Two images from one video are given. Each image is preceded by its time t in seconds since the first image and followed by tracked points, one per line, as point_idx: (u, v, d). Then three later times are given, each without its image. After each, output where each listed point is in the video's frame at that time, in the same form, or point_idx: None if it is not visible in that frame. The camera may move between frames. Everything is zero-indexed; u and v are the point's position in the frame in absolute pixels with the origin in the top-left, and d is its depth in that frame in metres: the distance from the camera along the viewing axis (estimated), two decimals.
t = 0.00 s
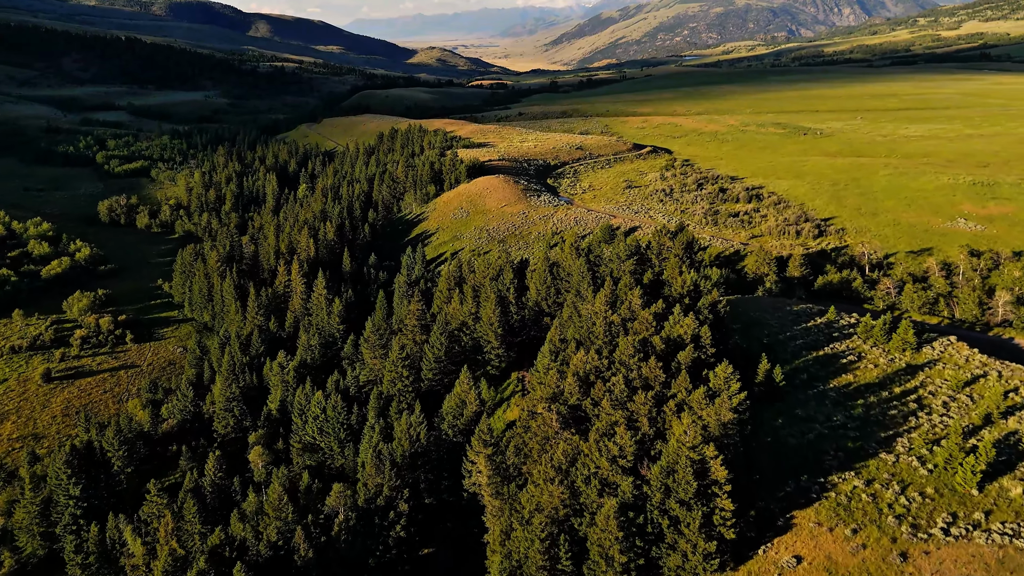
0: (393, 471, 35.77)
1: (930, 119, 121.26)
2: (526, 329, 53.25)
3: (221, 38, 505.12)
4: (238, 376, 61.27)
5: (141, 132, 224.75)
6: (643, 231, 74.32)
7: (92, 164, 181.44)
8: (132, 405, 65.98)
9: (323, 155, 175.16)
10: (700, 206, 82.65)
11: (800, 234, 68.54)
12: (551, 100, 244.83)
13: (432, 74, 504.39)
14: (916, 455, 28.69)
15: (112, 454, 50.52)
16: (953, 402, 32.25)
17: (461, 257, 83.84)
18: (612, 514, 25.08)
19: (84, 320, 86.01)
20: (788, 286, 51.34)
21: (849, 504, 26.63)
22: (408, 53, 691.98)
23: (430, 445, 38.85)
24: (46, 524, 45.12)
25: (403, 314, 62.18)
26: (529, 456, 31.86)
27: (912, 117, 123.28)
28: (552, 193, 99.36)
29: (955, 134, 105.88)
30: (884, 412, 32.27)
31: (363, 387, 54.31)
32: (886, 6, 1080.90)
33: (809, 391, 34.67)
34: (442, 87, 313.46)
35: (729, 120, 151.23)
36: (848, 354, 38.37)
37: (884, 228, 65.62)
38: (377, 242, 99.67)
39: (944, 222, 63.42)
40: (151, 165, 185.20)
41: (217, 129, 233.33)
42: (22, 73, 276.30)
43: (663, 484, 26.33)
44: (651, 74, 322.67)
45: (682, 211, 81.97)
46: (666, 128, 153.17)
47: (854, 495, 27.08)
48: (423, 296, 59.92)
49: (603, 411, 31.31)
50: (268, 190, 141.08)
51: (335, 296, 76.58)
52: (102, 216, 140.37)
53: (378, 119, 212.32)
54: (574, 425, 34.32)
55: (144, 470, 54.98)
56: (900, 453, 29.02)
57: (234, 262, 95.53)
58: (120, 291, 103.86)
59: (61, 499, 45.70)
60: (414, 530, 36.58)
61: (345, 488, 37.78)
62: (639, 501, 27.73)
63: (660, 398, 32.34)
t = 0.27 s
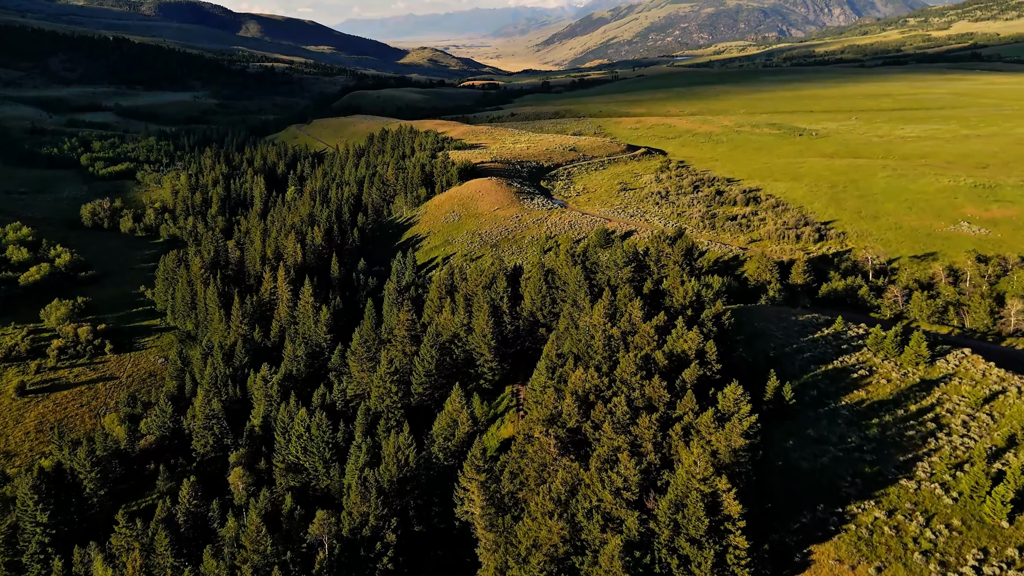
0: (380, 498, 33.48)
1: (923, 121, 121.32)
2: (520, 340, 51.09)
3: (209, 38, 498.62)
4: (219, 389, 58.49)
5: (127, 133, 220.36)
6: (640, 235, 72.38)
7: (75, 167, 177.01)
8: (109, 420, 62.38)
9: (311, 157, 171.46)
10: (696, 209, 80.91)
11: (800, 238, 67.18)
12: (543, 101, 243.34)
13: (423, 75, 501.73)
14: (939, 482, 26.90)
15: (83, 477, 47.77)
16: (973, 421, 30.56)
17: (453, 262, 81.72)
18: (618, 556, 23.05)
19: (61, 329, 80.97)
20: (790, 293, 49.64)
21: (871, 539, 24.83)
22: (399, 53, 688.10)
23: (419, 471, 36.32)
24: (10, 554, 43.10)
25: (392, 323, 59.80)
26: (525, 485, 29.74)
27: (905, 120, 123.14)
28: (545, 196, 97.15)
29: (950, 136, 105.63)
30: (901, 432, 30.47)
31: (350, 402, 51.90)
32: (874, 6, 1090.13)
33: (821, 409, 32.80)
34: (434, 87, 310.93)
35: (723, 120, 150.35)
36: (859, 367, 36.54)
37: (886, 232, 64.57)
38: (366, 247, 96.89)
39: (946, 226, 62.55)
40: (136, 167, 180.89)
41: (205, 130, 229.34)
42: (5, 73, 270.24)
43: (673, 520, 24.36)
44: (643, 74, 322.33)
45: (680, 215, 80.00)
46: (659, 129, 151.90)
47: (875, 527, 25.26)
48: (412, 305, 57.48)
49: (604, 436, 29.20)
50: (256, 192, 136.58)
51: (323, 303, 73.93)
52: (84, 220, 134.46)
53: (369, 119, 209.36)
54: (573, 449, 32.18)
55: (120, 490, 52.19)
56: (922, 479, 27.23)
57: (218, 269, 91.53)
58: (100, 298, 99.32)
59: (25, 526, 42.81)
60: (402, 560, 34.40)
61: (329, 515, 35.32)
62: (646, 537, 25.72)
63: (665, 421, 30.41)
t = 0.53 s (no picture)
0: (366, 529, 31.61)
1: (919, 125, 121.09)
2: (514, 351, 49.01)
3: (198, 37, 492.83)
4: (201, 402, 55.82)
5: (114, 134, 216.44)
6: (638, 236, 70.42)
7: (59, 168, 173.12)
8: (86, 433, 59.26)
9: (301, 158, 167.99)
10: (694, 212, 79.47)
11: (801, 242, 65.89)
12: (537, 101, 241.91)
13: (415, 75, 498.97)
14: (965, 511, 25.17)
15: (54, 499, 44.87)
16: (995, 442, 28.92)
17: (445, 267, 79.62)
18: None
19: (38, 338, 76.99)
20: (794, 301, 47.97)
21: None
22: (391, 53, 684.17)
23: (405, 497, 34.27)
24: None
25: (382, 332, 57.62)
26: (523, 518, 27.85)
27: (900, 122, 123.12)
28: (539, 199, 94.95)
29: (946, 137, 105.50)
30: (920, 454, 28.78)
31: (337, 417, 49.44)
32: (865, 6, 1097.45)
33: (835, 428, 31.08)
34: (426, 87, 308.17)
35: (718, 121, 149.67)
36: (872, 382, 34.83)
37: (888, 235, 63.48)
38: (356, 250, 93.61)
39: (949, 230, 61.63)
40: (122, 168, 176.82)
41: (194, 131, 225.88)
42: None
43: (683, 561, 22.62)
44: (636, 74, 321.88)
45: (677, 219, 78.44)
46: (654, 129, 150.51)
47: (899, 563, 23.55)
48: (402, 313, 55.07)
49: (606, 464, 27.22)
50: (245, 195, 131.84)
51: (311, 311, 71.38)
52: (67, 224, 129.31)
53: (360, 120, 206.72)
54: (574, 477, 30.16)
55: (95, 511, 49.24)
56: (945, 507, 25.53)
57: (203, 274, 87.64)
58: (81, 306, 94.97)
59: None
60: None
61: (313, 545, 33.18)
62: None
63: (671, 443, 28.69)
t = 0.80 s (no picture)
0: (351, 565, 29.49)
1: (915, 127, 121.26)
2: (509, 364, 46.80)
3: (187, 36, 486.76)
4: (181, 418, 53.19)
5: (101, 135, 212.43)
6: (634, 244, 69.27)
7: (43, 170, 169.24)
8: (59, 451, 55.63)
9: (291, 160, 164.54)
10: (691, 216, 77.98)
11: (802, 247, 64.66)
12: (530, 101, 240.53)
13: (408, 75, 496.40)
14: (998, 546, 23.23)
15: (22, 528, 42.23)
16: None
17: (437, 273, 77.38)
18: None
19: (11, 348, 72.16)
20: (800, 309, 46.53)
21: None
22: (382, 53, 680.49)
23: (392, 527, 32.44)
24: None
25: (372, 343, 55.26)
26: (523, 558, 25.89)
27: (894, 125, 123.43)
28: (533, 202, 92.75)
29: (942, 139, 105.61)
30: (944, 481, 26.94)
31: (323, 435, 46.51)
32: (854, 7, 1106.63)
33: (851, 452, 29.24)
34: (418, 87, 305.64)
35: (713, 122, 149.12)
36: (886, 400, 33.07)
37: (891, 240, 62.45)
38: (346, 254, 89.84)
39: (952, 234, 60.80)
40: (107, 170, 172.80)
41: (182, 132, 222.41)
42: None
43: None
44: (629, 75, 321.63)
45: (674, 224, 77.04)
46: (648, 130, 149.16)
47: None
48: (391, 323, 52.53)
49: (610, 498, 25.21)
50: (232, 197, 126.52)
51: (299, 319, 68.47)
52: (49, 228, 123.90)
53: (351, 120, 204.04)
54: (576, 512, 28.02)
55: (69, 537, 46.10)
56: (976, 542, 23.61)
57: (187, 281, 84.01)
58: (60, 313, 89.86)
59: None
60: None
61: None
62: None
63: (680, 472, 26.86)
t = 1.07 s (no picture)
0: None
1: (912, 127, 121.88)
2: (503, 379, 44.54)
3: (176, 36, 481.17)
4: (161, 435, 50.70)
5: (88, 137, 208.66)
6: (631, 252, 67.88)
7: (28, 172, 165.42)
8: (33, 471, 52.45)
9: (281, 161, 160.97)
10: (689, 220, 76.39)
11: (804, 252, 63.24)
12: (525, 101, 238.82)
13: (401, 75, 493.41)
14: None
15: None
16: None
17: (429, 280, 74.97)
18: None
19: None
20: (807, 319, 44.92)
21: None
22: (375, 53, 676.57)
23: (380, 562, 30.39)
24: None
25: (361, 356, 52.86)
26: None
27: (890, 127, 123.41)
28: (527, 205, 90.48)
29: (941, 141, 105.11)
30: (972, 513, 25.10)
31: (309, 455, 44.27)
32: (845, 6, 1114.26)
33: (871, 480, 27.41)
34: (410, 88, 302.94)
35: (708, 123, 148.25)
36: (904, 421, 31.25)
37: (895, 245, 61.41)
38: (336, 260, 86.38)
39: (957, 239, 59.89)
40: (93, 173, 168.91)
41: (171, 133, 218.96)
42: None
43: None
44: (623, 74, 320.99)
45: (672, 228, 75.40)
46: (643, 131, 147.66)
47: None
48: (380, 336, 49.98)
49: (617, 539, 23.30)
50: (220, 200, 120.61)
51: (286, 329, 65.66)
52: (31, 232, 119.06)
53: (343, 121, 201.29)
54: (578, 552, 26.06)
55: (39, 562, 43.61)
56: None
57: (171, 288, 81.10)
58: (39, 323, 85.46)
59: None
60: None
61: None
62: None
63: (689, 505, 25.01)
